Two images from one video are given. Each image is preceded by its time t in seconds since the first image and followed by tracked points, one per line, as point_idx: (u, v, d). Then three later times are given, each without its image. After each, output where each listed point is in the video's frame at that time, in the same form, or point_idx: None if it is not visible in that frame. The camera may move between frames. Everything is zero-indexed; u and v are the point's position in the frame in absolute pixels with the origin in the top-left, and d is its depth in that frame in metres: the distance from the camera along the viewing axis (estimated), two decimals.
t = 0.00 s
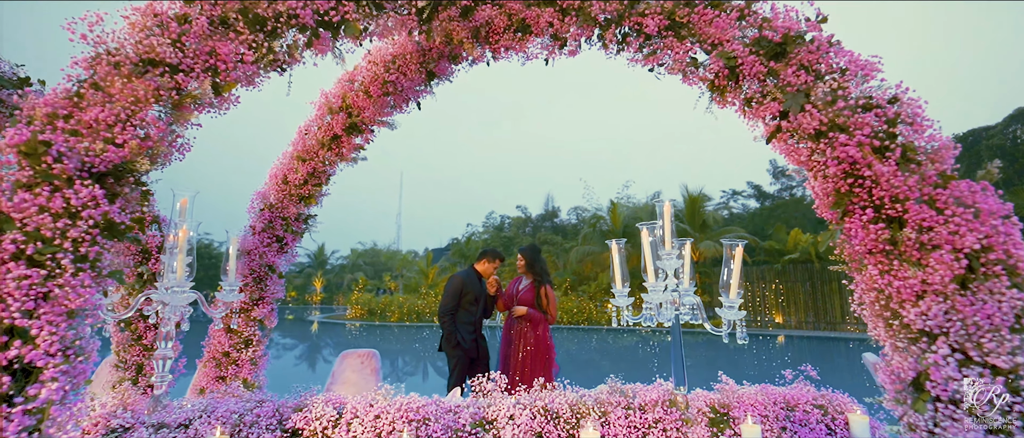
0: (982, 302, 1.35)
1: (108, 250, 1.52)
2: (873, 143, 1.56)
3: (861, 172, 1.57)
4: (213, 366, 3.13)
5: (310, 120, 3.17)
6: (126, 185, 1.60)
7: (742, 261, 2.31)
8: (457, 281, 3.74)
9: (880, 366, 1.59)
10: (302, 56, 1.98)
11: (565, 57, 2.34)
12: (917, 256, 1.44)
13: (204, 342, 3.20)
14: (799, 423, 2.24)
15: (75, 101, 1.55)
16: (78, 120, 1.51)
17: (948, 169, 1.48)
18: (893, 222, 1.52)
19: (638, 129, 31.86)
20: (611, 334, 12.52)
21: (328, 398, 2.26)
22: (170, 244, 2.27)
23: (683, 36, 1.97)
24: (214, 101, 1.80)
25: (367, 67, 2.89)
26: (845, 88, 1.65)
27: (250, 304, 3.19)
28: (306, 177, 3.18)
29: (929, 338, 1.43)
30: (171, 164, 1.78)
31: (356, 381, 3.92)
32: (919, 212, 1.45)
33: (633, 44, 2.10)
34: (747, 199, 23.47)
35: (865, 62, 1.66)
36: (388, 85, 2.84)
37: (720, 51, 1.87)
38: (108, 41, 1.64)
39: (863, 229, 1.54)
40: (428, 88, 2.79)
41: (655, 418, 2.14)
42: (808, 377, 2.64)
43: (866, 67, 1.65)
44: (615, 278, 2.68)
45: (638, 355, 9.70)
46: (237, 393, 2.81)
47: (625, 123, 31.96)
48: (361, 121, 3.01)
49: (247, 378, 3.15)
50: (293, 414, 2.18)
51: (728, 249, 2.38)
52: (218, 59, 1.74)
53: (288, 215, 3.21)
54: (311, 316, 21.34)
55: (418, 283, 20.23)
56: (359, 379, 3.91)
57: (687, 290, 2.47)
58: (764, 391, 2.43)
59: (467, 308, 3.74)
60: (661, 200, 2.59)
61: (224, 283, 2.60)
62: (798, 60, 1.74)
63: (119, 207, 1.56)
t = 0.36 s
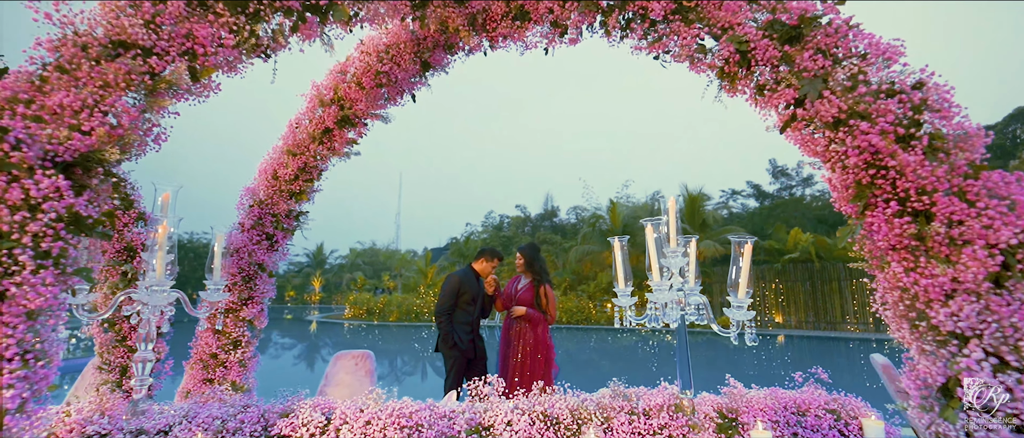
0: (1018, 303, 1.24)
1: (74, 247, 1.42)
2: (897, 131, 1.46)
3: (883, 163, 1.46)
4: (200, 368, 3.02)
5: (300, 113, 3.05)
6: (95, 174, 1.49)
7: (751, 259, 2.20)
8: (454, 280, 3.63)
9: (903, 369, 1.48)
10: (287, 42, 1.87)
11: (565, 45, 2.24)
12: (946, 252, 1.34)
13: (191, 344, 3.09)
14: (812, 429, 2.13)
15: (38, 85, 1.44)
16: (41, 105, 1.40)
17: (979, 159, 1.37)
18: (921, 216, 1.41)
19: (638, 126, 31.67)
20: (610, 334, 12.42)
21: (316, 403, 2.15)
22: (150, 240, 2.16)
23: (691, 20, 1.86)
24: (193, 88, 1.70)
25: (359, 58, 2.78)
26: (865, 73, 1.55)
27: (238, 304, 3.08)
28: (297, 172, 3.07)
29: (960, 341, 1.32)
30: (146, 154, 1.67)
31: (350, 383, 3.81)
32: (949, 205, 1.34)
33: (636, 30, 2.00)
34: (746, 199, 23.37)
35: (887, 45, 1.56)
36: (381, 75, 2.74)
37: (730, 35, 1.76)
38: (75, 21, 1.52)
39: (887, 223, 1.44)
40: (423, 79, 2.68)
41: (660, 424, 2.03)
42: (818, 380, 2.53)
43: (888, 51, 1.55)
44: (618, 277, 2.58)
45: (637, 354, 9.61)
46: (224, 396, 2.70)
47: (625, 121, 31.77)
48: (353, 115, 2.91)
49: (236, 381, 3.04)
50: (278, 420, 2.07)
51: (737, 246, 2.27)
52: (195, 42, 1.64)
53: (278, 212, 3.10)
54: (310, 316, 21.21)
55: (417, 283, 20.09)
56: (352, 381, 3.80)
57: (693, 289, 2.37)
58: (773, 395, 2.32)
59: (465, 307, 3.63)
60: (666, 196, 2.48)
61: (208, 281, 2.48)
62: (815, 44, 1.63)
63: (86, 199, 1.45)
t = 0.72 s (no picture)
0: None
1: (32, 243, 1.31)
2: (925, 119, 1.34)
3: (910, 153, 1.35)
4: (186, 372, 2.90)
5: (289, 108, 2.92)
6: (55, 166, 1.38)
7: (760, 258, 2.09)
8: (450, 280, 3.53)
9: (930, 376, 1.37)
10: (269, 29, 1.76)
11: (565, 34, 2.15)
12: (983, 253, 1.22)
13: (176, 346, 2.98)
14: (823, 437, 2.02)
15: None
16: None
17: (1015, 150, 1.26)
18: (954, 210, 1.30)
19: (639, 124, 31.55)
20: (610, 334, 12.33)
21: (302, 411, 2.04)
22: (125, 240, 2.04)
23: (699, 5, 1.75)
24: (167, 75, 1.59)
25: (350, 49, 2.67)
26: (888, 57, 1.43)
27: (225, 306, 2.96)
28: (287, 169, 2.96)
29: (995, 347, 1.21)
30: (117, 144, 1.56)
31: (343, 387, 3.70)
32: (987, 200, 1.22)
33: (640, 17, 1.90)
34: (746, 199, 23.30)
35: (910, 27, 1.44)
36: (373, 67, 2.63)
37: (741, 19, 1.65)
38: None
39: (912, 219, 1.33)
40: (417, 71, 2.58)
41: (665, 432, 1.92)
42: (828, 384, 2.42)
43: (914, 33, 1.43)
44: (620, 278, 2.48)
45: (637, 355, 9.52)
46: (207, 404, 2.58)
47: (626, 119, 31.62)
48: (345, 108, 2.80)
49: (222, 386, 2.92)
50: (261, 429, 1.95)
51: (745, 245, 2.16)
52: (167, 25, 1.53)
53: (266, 210, 2.97)
54: (309, 317, 21.08)
55: (416, 283, 19.98)
56: (345, 385, 3.69)
57: (699, 290, 2.26)
58: (782, 400, 2.21)
59: (461, 308, 3.52)
60: (670, 192, 2.37)
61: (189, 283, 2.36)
62: (833, 27, 1.52)
63: (45, 193, 1.34)
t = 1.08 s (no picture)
0: None
1: None
2: (953, 106, 1.24)
3: (937, 143, 1.25)
4: (170, 376, 2.79)
5: (277, 101, 2.82)
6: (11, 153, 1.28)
7: (769, 257, 1.99)
8: (443, 280, 3.42)
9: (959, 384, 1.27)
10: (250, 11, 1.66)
11: (563, 23, 2.07)
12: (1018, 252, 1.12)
13: (161, 349, 2.86)
14: None
15: None
16: None
17: None
18: (985, 204, 1.20)
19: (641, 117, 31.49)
20: (609, 334, 12.24)
21: (287, 418, 1.94)
22: (98, 237, 1.93)
23: None
24: (136, 60, 1.49)
25: (340, 39, 2.57)
26: (910, 41, 1.33)
27: (211, 307, 2.85)
28: (275, 165, 2.85)
29: None
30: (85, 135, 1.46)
31: (335, 390, 3.59)
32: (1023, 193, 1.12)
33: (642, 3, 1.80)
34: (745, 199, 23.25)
35: (936, 8, 1.33)
36: (363, 58, 2.52)
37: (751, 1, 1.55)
38: None
39: (940, 216, 1.22)
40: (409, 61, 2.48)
41: None
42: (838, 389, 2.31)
43: (943, 13, 1.32)
44: (622, 278, 2.38)
45: (637, 355, 9.43)
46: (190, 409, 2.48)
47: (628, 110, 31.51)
48: (334, 101, 2.69)
49: (208, 390, 2.82)
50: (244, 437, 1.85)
51: (753, 243, 2.05)
52: (136, 6, 1.43)
53: (254, 207, 2.86)
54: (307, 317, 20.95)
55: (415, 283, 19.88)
56: (337, 388, 3.58)
57: (704, 291, 2.15)
58: (792, 406, 2.11)
59: (455, 309, 3.41)
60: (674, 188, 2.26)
61: (169, 283, 2.25)
62: (851, 8, 1.41)
63: None
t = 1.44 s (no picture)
0: None
1: None
2: (986, 94, 1.14)
3: (969, 135, 1.15)
4: (154, 380, 2.69)
5: (265, 95, 2.71)
6: None
7: (780, 257, 1.88)
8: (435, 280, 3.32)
9: (995, 401, 1.16)
10: None
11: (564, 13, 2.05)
12: None
13: (145, 352, 2.76)
14: None
15: None
16: None
17: None
18: None
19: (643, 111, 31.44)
20: (609, 335, 12.17)
21: (271, 426, 1.84)
22: (71, 233, 1.84)
23: None
24: (100, 43, 1.39)
25: (328, 30, 2.47)
26: (936, 22, 1.23)
27: (197, 309, 2.74)
28: (263, 161, 2.74)
29: None
30: (48, 125, 1.37)
31: (327, 394, 3.48)
32: None
33: None
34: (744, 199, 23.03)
35: None
36: (354, 49, 2.43)
37: None
38: None
39: (973, 212, 1.12)
40: (401, 53, 2.39)
41: None
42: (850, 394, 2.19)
43: None
44: (624, 279, 2.29)
45: (636, 355, 9.36)
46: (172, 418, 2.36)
47: (630, 104, 31.58)
48: (324, 96, 2.60)
49: (194, 395, 2.72)
50: None
51: (763, 243, 1.94)
52: None
53: (241, 204, 2.76)
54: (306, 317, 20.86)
55: (414, 283, 19.82)
56: (330, 392, 3.47)
57: (710, 291, 2.06)
58: (803, 413, 2.00)
59: (447, 310, 3.30)
60: (680, 185, 2.15)
61: (149, 282, 2.16)
62: None
63: None
